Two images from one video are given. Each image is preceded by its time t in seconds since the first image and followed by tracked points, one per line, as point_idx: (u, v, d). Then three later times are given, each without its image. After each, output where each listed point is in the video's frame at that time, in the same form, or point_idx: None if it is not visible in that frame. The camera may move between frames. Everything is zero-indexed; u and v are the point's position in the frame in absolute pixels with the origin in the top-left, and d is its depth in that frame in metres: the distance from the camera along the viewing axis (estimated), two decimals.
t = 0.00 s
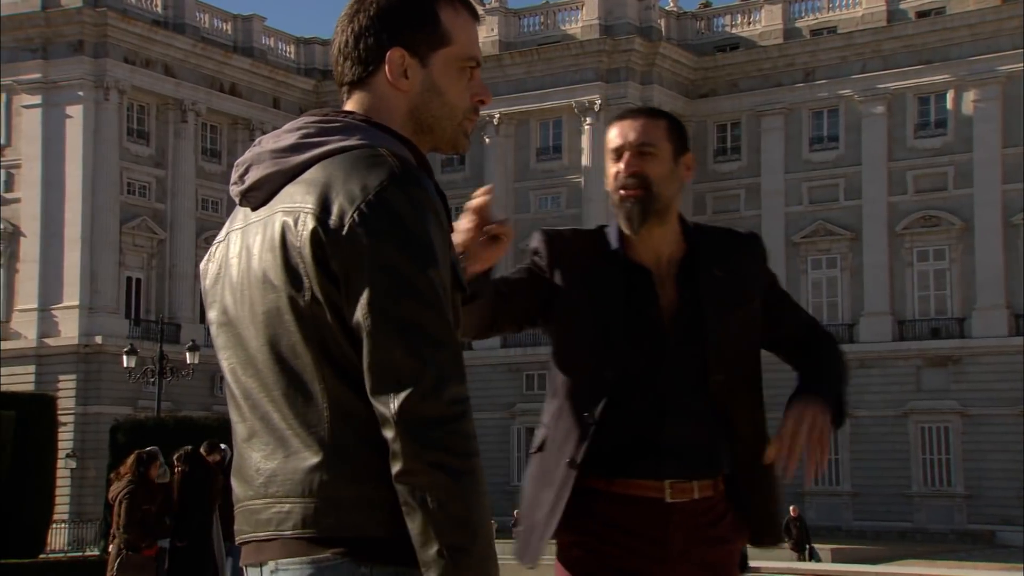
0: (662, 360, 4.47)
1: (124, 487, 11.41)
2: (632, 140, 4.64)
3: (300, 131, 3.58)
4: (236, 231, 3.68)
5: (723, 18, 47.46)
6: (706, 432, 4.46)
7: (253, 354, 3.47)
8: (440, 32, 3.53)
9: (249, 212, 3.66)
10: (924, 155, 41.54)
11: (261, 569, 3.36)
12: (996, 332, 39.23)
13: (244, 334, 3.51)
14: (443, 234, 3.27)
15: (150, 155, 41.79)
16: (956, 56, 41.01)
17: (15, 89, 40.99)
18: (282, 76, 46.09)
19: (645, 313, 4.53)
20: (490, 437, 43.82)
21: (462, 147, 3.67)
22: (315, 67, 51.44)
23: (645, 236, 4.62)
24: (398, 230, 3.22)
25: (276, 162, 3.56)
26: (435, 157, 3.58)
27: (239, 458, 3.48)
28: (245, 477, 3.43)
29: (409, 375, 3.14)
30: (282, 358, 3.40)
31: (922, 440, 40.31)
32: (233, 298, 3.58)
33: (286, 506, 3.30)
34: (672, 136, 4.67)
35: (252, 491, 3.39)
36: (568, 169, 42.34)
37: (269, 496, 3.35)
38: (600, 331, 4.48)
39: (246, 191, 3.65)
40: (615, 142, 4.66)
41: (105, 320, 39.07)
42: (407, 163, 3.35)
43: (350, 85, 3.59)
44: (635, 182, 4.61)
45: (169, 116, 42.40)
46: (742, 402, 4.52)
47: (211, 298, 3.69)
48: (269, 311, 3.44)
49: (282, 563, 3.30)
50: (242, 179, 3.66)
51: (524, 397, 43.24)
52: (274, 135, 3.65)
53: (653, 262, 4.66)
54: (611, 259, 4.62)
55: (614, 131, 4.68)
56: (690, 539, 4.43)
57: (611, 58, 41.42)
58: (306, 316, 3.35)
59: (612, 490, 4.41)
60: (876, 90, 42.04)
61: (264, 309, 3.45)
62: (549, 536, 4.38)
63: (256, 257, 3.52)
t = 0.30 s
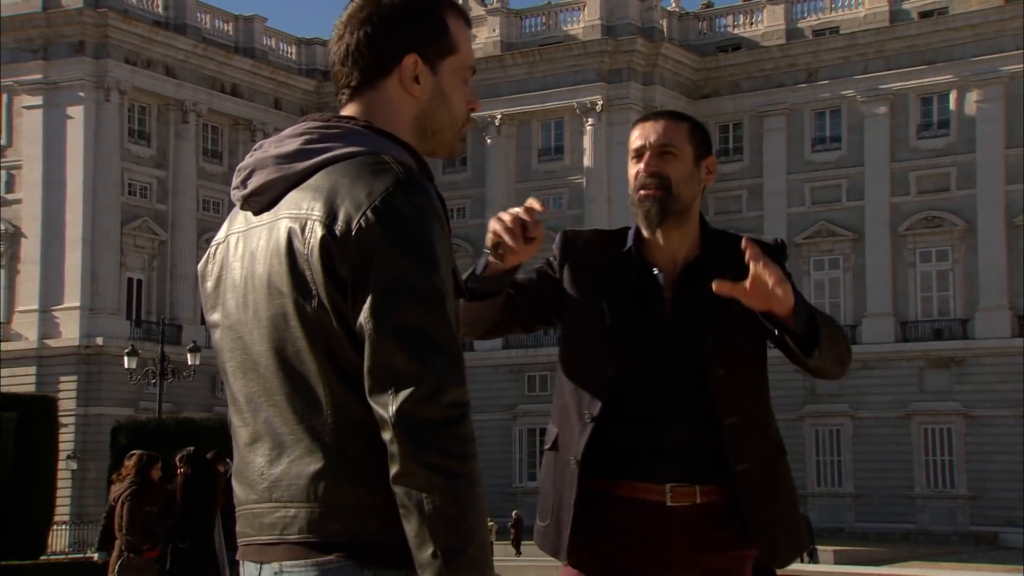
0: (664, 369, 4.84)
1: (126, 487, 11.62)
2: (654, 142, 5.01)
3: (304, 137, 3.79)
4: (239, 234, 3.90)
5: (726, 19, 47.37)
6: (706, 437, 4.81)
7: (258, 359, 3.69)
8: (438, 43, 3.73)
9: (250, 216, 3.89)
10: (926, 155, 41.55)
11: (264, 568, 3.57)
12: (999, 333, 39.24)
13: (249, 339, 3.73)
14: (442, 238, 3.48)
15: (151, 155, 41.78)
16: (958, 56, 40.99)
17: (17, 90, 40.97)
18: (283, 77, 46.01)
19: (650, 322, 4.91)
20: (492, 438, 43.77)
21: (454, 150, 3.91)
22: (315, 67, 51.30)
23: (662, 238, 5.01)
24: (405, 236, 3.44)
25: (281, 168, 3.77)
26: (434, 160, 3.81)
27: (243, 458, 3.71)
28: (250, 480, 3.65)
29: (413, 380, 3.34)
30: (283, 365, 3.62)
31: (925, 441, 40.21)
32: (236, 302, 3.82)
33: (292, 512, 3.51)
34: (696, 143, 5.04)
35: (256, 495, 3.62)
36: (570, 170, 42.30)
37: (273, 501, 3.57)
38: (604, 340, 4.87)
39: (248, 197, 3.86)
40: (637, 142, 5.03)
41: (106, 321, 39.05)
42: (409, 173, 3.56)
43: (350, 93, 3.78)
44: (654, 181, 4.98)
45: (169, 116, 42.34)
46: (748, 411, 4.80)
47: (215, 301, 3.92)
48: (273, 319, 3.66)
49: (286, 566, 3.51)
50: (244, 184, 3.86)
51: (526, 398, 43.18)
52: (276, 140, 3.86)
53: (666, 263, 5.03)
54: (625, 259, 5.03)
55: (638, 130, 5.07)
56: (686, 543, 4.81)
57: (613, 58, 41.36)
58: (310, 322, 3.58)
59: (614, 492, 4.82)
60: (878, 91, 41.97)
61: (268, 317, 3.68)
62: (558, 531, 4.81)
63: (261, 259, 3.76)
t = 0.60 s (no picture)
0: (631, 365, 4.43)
1: (128, 490, 11.47)
2: (619, 136, 4.63)
3: (296, 148, 3.73)
4: (230, 243, 3.85)
5: (728, 19, 47.25)
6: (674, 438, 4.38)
7: (246, 365, 3.65)
8: (439, 68, 3.72)
9: (244, 227, 3.83)
10: (929, 156, 41.47)
11: None
12: (1003, 334, 39.24)
13: (239, 347, 3.68)
14: (432, 249, 3.47)
15: (153, 156, 41.79)
16: (962, 56, 40.91)
17: (19, 90, 40.93)
18: (285, 77, 45.96)
19: (616, 320, 4.49)
20: (493, 439, 43.69)
21: (437, 173, 3.92)
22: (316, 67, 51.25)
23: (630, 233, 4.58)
24: (400, 251, 3.42)
25: (275, 178, 3.72)
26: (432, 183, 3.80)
27: (230, 462, 3.66)
28: (234, 484, 3.60)
29: (412, 390, 3.35)
30: (270, 372, 3.58)
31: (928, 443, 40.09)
32: (226, 307, 3.77)
33: (275, 514, 3.48)
34: (663, 136, 4.64)
35: (243, 499, 3.56)
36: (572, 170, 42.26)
37: (257, 505, 3.53)
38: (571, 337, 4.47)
39: (243, 206, 3.80)
40: (603, 137, 4.66)
41: (107, 322, 39.11)
42: (399, 182, 3.53)
43: (350, 110, 3.73)
44: (618, 174, 4.61)
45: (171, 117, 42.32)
46: (713, 407, 4.36)
47: (206, 308, 3.85)
48: (262, 323, 3.62)
49: None
50: (239, 193, 3.80)
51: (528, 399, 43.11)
52: (270, 152, 3.81)
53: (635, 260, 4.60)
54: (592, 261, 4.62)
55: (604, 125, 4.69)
56: (665, 549, 4.39)
57: (615, 58, 41.31)
58: (299, 327, 3.54)
59: (590, 495, 4.40)
60: (881, 92, 41.91)
61: (255, 323, 3.64)
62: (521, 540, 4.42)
63: (251, 263, 3.71)
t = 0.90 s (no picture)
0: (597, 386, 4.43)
1: (133, 490, 11.82)
2: (563, 159, 4.51)
3: (304, 148, 3.92)
4: (241, 242, 4.02)
5: (733, 18, 47.12)
6: (645, 454, 4.41)
7: (261, 363, 3.81)
8: (439, 72, 3.94)
9: (251, 227, 3.99)
10: (934, 156, 41.32)
11: (267, 573, 3.68)
12: (1009, 334, 39.03)
13: (254, 348, 3.85)
14: (449, 243, 3.65)
15: (157, 157, 41.87)
16: (967, 56, 40.77)
17: (22, 91, 40.93)
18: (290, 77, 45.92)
19: (574, 347, 4.48)
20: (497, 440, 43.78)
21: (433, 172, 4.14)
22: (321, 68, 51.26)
23: (583, 258, 4.49)
24: (413, 246, 3.59)
25: (283, 179, 3.90)
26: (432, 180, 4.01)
27: (247, 461, 3.80)
28: (254, 483, 3.75)
29: (434, 387, 3.53)
30: (288, 373, 3.73)
31: (933, 444, 40.05)
32: (239, 314, 3.94)
33: (298, 510, 3.63)
34: (606, 157, 4.52)
35: (262, 497, 3.72)
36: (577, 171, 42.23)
37: (279, 501, 3.67)
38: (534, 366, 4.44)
39: (251, 207, 3.97)
40: (547, 158, 4.52)
41: (112, 322, 39.01)
42: (413, 179, 3.71)
43: (350, 114, 3.93)
44: (563, 201, 4.46)
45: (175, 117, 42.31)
46: (675, 425, 4.36)
47: (216, 311, 4.04)
48: (281, 321, 3.78)
49: (292, 569, 3.61)
50: (245, 196, 3.97)
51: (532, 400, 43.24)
52: (277, 153, 3.97)
53: (586, 285, 4.54)
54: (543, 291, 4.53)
55: (546, 145, 4.56)
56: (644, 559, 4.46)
57: (620, 58, 41.25)
58: (320, 324, 3.69)
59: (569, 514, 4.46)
60: (887, 91, 41.80)
61: (273, 322, 3.80)
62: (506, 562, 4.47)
63: (264, 269, 3.88)
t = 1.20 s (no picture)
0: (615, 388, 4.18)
1: (140, 491, 11.61)
2: (588, 163, 4.20)
3: (310, 147, 3.94)
4: (248, 244, 4.05)
5: (738, 18, 47.13)
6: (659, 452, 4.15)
7: (272, 363, 3.84)
8: (444, 70, 3.97)
9: (257, 227, 4.04)
10: (941, 155, 41.23)
11: (278, 574, 3.71)
12: (1015, 334, 38.84)
13: (267, 348, 3.87)
14: (461, 240, 3.65)
15: (161, 156, 41.95)
16: (973, 55, 40.65)
17: (26, 91, 41.01)
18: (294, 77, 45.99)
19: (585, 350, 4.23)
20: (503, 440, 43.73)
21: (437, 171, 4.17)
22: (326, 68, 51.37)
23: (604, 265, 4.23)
24: (425, 241, 3.60)
25: (289, 177, 3.93)
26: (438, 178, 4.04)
27: (256, 462, 3.83)
28: (267, 486, 3.78)
29: (451, 385, 3.53)
30: (298, 380, 3.75)
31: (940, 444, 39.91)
32: (249, 320, 3.95)
33: (311, 511, 3.65)
34: (630, 157, 4.21)
35: (273, 499, 3.76)
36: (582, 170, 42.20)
37: (293, 503, 3.69)
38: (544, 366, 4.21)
39: (258, 208, 4.00)
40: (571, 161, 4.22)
41: (116, 322, 39.14)
42: (423, 178, 3.72)
43: (353, 114, 3.95)
44: (599, 207, 4.19)
45: (179, 117, 42.42)
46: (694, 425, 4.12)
47: (221, 314, 4.09)
48: (292, 322, 3.80)
49: (305, 570, 3.65)
50: (253, 194, 4.00)
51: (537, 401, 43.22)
52: (282, 153, 4.01)
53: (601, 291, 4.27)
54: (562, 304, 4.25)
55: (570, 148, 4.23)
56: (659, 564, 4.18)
57: (624, 58, 41.26)
58: (333, 325, 3.71)
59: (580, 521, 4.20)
60: (893, 90, 41.68)
61: (283, 322, 3.82)
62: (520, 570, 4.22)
63: (273, 275, 3.90)
